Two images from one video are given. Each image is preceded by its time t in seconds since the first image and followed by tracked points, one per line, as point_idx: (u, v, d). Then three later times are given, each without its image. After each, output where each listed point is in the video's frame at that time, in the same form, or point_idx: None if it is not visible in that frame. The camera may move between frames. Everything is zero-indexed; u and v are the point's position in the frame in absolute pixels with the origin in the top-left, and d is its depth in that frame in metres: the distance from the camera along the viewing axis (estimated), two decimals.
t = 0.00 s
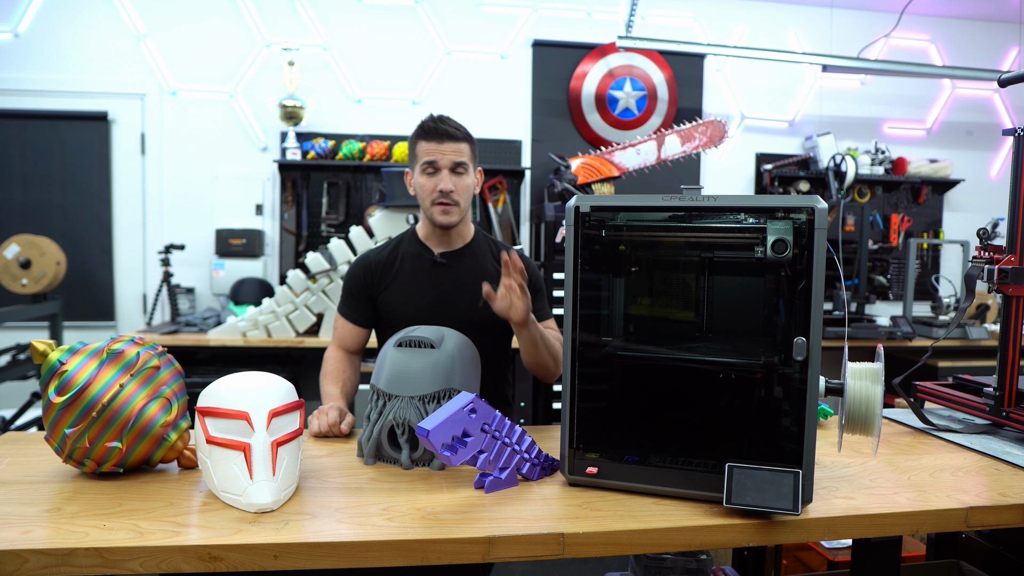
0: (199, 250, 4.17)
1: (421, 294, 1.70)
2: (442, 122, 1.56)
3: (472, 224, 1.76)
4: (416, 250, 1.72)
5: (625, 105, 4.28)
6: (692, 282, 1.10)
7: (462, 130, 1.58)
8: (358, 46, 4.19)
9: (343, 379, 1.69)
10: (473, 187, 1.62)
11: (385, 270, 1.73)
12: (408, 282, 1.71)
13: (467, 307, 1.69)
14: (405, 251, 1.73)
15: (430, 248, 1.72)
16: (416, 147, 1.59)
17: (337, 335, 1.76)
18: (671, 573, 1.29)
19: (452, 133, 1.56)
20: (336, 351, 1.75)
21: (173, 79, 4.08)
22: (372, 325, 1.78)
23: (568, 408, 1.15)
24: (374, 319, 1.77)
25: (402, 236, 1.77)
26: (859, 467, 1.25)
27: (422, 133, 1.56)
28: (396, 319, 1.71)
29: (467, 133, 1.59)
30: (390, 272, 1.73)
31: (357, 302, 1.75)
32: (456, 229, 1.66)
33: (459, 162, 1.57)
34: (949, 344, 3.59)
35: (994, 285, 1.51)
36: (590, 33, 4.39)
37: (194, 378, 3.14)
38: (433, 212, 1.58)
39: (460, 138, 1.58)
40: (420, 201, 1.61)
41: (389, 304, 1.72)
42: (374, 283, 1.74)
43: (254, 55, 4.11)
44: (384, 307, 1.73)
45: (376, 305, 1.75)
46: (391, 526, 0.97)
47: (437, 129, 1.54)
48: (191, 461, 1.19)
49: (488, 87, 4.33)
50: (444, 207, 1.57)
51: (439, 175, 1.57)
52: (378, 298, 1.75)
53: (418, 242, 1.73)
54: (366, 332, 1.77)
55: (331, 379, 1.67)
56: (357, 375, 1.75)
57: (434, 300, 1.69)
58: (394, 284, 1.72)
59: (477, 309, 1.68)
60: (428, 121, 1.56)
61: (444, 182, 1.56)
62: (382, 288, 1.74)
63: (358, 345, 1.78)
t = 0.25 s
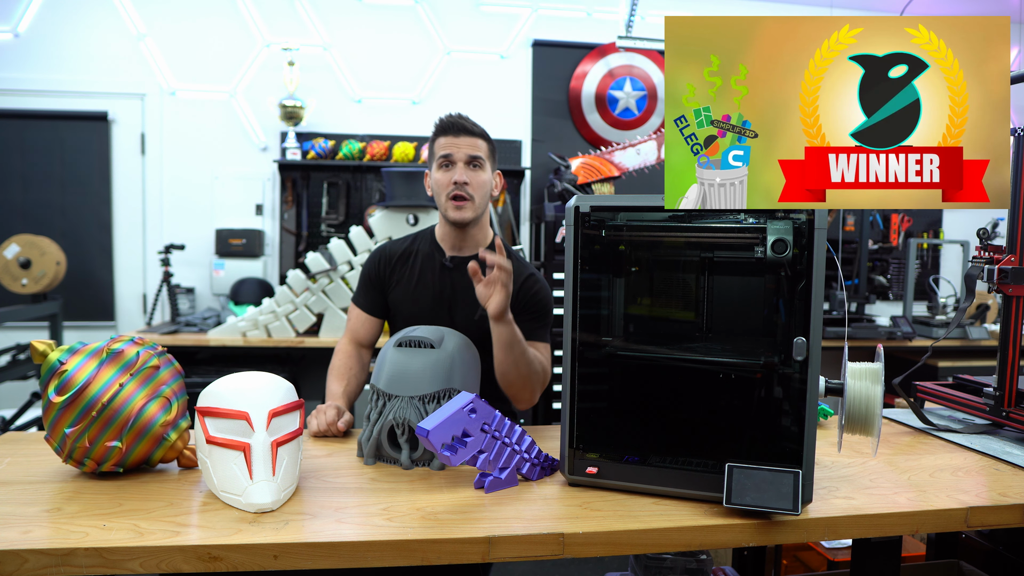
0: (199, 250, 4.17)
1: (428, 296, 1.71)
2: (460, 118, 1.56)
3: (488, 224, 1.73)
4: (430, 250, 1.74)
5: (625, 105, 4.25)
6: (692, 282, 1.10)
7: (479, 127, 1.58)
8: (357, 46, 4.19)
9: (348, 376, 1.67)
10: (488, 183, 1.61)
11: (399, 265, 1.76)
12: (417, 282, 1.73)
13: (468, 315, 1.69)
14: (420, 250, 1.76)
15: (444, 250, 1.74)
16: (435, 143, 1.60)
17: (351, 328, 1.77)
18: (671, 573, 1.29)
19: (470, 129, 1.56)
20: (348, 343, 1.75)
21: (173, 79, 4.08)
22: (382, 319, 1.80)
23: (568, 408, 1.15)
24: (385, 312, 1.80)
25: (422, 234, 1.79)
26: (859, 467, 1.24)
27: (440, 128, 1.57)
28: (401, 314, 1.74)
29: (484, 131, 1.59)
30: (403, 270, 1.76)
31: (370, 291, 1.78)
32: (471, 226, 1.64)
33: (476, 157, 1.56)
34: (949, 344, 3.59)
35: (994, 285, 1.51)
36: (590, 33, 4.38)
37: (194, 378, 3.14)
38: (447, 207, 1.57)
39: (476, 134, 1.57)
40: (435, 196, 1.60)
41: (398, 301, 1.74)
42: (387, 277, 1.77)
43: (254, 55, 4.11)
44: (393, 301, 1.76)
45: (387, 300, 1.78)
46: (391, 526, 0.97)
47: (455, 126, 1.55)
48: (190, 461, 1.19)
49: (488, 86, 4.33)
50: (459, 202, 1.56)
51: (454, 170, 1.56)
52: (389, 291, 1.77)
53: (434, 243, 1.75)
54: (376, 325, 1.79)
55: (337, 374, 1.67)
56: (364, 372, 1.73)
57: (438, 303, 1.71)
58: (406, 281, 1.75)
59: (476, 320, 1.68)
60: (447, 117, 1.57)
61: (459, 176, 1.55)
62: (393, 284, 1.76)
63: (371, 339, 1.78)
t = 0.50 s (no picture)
0: (199, 250, 4.17)
1: (429, 307, 1.71)
2: (469, 138, 1.53)
3: (495, 246, 1.70)
4: (434, 261, 1.73)
5: (625, 105, 4.25)
6: (692, 282, 1.10)
7: (492, 149, 1.56)
8: (357, 46, 4.19)
9: (351, 376, 1.68)
10: (496, 209, 1.58)
11: (405, 271, 1.75)
12: (420, 290, 1.73)
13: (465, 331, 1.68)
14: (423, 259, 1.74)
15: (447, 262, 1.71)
16: (442, 161, 1.57)
17: (355, 329, 1.76)
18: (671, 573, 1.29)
19: (479, 150, 1.53)
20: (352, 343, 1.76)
21: (173, 78, 4.08)
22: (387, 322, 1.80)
23: (568, 408, 1.15)
24: (390, 316, 1.81)
25: (431, 240, 1.78)
26: (859, 466, 1.24)
27: (448, 148, 1.54)
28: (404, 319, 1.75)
29: (497, 154, 1.57)
30: (407, 277, 1.75)
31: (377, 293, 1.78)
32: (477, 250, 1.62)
33: (485, 181, 1.55)
34: (949, 344, 3.59)
35: (994, 285, 1.51)
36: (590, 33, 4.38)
37: (194, 378, 3.14)
38: (452, 231, 1.55)
39: (488, 158, 1.55)
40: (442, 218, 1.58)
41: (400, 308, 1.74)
42: (391, 283, 1.76)
43: (254, 55, 4.11)
44: (397, 305, 1.76)
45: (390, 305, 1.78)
46: (391, 526, 0.97)
47: (464, 145, 1.52)
48: (191, 461, 1.19)
49: (488, 86, 4.33)
50: (463, 226, 1.54)
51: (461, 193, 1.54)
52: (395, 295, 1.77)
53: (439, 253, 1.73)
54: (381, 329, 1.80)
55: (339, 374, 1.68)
56: (368, 372, 1.74)
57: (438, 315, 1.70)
58: (409, 290, 1.74)
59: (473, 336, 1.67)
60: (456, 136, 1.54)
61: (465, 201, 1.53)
62: (397, 290, 1.76)
63: (375, 340, 1.78)
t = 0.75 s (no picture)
0: (199, 250, 4.17)
1: (429, 313, 1.71)
2: (474, 145, 1.52)
3: (496, 254, 1.69)
4: (434, 267, 1.72)
5: (625, 105, 4.25)
6: (692, 282, 1.10)
7: (496, 156, 1.55)
8: (357, 46, 4.19)
9: (350, 376, 1.69)
10: (499, 215, 1.58)
11: (405, 276, 1.75)
12: (421, 295, 1.73)
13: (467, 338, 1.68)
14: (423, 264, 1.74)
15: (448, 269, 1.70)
16: (445, 168, 1.56)
17: (353, 330, 1.77)
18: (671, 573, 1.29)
19: (484, 157, 1.52)
20: (350, 344, 1.77)
21: (173, 79, 4.08)
22: (387, 326, 1.80)
23: (568, 408, 1.15)
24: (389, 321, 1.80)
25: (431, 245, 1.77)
26: (859, 466, 1.24)
27: (452, 154, 1.53)
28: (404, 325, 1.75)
29: (500, 161, 1.56)
30: (406, 283, 1.75)
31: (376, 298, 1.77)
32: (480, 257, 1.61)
33: (489, 187, 1.54)
34: (949, 344, 3.59)
35: (993, 285, 1.51)
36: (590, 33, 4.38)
37: (194, 378, 3.14)
38: (456, 238, 1.53)
39: (491, 165, 1.54)
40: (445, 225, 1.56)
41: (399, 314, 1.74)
42: (391, 288, 1.76)
43: (254, 55, 4.11)
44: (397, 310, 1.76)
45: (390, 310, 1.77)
46: (391, 526, 0.97)
47: (469, 152, 1.51)
48: (191, 461, 1.19)
49: (488, 86, 4.33)
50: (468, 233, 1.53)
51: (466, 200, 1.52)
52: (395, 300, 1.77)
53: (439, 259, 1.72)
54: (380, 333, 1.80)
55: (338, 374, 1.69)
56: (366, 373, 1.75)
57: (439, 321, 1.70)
58: (408, 295, 1.74)
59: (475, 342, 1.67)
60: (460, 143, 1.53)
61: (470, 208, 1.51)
62: (396, 295, 1.76)
63: (372, 342, 1.79)
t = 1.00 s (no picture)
0: (199, 250, 4.17)
1: (430, 312, 1.71)
2: (469, 139, 1.53)
3: (494, 248, 1.69)
4: (433, 266, 1.72)
5: (625, 105, 4.25)
6: (692, 282, 1.10)
7: (491, 148, 1.56)
8: (358, 46, 4.19)
9: (350, 377, 1.69)
10: (498, 206, 1.58)
11: (403, 277, 1.75)
12: (420, 295, 1.72)
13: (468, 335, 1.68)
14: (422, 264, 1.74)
15: (447, 267, 1.70)
16: (442, 163, 1.57)
17: (353, 332, 1.78)
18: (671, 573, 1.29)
19: (481, 150, 1.53)
20: (351, 346, 1.77)
21: (173, 79, 4.08)
22: (387, 327, 1.80)
23: (568, 408, 1.15)
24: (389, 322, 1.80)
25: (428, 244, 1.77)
26: (859, 466, 1.25)
27: (448, 148, 1.54)
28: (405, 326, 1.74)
29: (496, 152, 1.57)
30: (406, 283, 1.75)
31: (374, 300, 1.77)
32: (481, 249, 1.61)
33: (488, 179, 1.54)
34: (949, 344, 3.59)
35: (994, 285, 1.51)
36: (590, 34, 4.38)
37: (194, 378, 3.14)
38: (457, 230, 1.53)
39: (487, 156, 1.55)
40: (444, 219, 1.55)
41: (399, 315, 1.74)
42: (390, 289, 1.76)
43: (254, 55, 4.11)
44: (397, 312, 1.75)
45: (389, 311, 1.77)
46: (391, 526, 0.97)
47: (466, 146, 1.53)
48: (191, 461, 1.19)
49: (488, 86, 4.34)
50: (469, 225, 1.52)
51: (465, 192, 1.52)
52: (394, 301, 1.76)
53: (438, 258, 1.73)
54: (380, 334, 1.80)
55: (338, 375, 1.69)
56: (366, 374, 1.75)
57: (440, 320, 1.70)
58: (408, 295, 1.74)
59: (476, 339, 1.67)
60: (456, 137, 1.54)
61: (470, 200, 1.51)
62: (395, 296, 1.75)
63: (372, 344, 1.79)
